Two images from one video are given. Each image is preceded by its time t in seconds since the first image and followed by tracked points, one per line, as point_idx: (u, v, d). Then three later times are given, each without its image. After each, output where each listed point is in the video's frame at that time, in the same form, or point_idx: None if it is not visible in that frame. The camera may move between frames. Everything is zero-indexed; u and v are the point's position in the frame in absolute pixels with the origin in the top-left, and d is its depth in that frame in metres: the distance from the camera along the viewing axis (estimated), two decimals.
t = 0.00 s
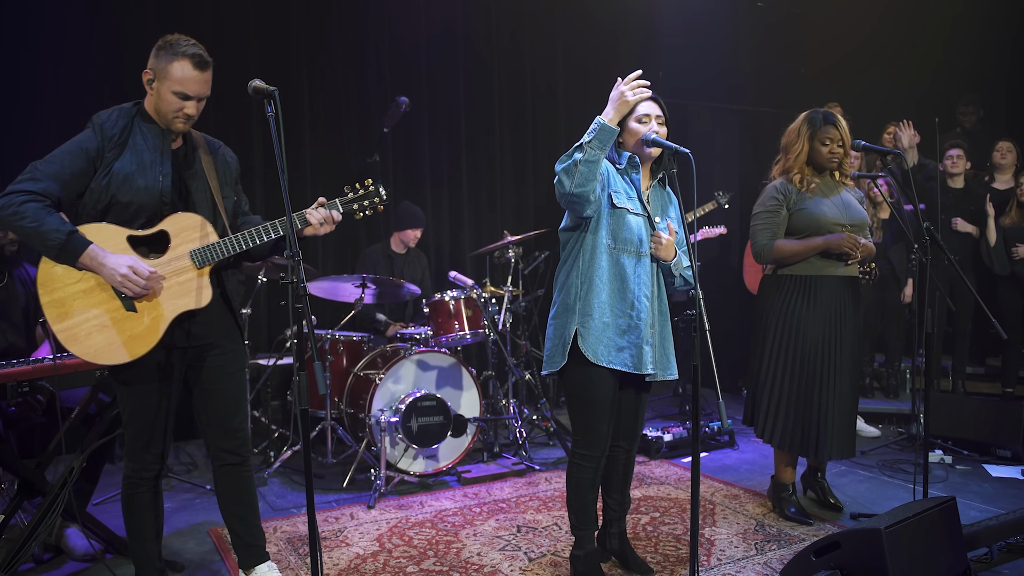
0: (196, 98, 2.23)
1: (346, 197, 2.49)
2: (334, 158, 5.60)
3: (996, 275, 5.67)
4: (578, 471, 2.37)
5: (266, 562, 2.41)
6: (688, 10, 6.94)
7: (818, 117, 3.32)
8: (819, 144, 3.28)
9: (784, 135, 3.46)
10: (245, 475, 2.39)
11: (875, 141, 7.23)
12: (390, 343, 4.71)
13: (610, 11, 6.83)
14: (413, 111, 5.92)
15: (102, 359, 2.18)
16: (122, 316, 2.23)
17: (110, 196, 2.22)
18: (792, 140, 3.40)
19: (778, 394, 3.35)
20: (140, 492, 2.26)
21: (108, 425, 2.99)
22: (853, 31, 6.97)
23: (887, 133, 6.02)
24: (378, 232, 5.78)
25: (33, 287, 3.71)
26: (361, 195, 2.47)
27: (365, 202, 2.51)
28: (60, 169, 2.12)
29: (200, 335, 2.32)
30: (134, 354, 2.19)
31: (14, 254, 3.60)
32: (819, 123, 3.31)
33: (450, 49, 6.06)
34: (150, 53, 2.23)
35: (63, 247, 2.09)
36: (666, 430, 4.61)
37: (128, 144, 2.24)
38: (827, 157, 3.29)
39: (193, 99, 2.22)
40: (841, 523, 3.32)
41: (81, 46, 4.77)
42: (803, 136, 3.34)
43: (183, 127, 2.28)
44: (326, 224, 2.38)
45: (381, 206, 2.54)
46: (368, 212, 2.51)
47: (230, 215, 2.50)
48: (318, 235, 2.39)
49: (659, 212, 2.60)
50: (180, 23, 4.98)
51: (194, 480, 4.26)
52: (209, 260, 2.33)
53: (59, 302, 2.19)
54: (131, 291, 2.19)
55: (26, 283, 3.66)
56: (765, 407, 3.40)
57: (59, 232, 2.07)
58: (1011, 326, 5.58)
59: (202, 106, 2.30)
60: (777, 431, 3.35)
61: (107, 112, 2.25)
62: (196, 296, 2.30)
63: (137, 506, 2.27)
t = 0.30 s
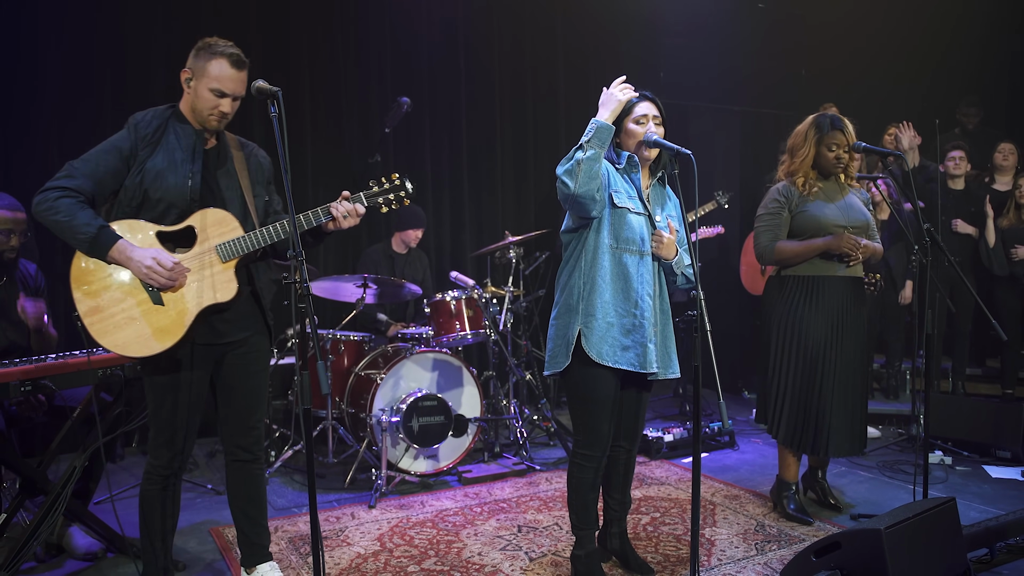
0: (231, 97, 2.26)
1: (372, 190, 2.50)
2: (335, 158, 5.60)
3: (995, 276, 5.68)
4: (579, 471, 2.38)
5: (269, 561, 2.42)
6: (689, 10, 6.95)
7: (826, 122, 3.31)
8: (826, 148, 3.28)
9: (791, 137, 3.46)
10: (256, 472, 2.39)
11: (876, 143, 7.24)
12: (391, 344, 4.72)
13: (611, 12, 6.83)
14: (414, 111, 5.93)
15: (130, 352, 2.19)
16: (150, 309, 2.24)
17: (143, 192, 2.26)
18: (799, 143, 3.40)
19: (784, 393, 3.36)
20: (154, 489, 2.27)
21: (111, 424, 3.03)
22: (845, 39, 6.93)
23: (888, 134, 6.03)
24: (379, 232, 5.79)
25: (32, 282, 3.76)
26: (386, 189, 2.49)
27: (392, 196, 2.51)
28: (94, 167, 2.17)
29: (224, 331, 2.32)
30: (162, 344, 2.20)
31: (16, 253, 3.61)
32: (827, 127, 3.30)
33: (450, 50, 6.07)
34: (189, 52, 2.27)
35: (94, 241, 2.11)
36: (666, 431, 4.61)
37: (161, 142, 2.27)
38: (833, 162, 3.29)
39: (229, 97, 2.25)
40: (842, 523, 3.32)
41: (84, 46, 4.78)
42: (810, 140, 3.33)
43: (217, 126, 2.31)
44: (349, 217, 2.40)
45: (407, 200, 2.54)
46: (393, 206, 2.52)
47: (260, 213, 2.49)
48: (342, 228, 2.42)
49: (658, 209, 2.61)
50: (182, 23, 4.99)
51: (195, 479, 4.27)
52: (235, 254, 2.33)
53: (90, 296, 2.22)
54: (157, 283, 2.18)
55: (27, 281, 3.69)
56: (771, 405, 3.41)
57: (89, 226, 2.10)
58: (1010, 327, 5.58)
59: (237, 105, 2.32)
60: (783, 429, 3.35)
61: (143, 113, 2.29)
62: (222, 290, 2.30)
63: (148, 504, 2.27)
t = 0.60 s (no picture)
0: (256, 108, 2.27)
1: (388, 206, 2.55)
2: (335, 159, 5.61)
3: (993, 278, 5.69)
4: (578, 472, 2.39)
5: (268, 561, 2.42)
6: (689, 11, 6.97)
7: (829, 126, 3.31)
8: (828, 153, 3.30)
9: (793, 138, 3.46)
10: (263, 471, 2.40)
11: (874, 145, 7.25)
12: (391, 345, 4.72)
13: (611, 13, 6.85)
14: (415, 112, 5.94)
15: (145, 351, 2.21)
16: (164, 310, 2.25)
17: (165, 194, 2.27)
18: (801, 146, 3.40)
19: (791, 394, 3.35)
20: (165, 487, 2.28)
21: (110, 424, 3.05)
22: (852, 40, 7.04)
23: (887, 137, 6.05)
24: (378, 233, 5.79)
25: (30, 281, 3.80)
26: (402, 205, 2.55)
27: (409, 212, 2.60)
28: (120, 168, 2.20)
29: (238, 332, 2.32)
30: (173, 345, 2.21)
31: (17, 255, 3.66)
32: (831, 131, 3.30)
33: (450, 51, 6.08)
34: (220, 61, 2.31)
35: (113, 241, 2.13)
36: (665, 432, 4.62)
37: (187, 146, 2.30)
38: (835, 166, 3.31)
39: (253, 108, 2.27)
40: (840, 524, 3.33)
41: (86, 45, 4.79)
42: (812, 143, 3.34)
43: (242, 134, 2.33)
44: (363, 232, 2.44)
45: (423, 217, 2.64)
46: (410, 221, 2.59)
47: (282, 219, 2.49)
48: (356, 243, 2.46)
49: (657, 211, 2.61)
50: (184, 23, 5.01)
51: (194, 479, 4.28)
52: (248, 260, 2.32)
53: (109, 292, 2.23)
54: (168, 289, 2.18)
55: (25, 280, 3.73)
56: (779, 406, 3.40)
57: (110, 227, 2.13)
58: (1007, 329, 5.60)
59: (263, 116, 2.34)
60: (791, 430, 3.35)
61: (171, 116, 2.33)
62: (234, 295, 2.30)
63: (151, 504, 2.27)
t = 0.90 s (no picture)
0: (263, 105, 2.28)
1: (387, 205, 2.51)
2: (334, 159, 5.62)
3: (990, 279, 5.71)
4: (575, 472, 2.39)
5: (266, 562, 2.43)
6: (688, 12, 6.98)
7: (828, 127, 3.31)
8: (827, 154, 3.31)
9: (790, 138, 3.46)
10: (263, 472, 2.40)
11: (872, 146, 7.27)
12: (389, 344, 4.73)
13: (610, 14, 6.86)
14: (414, 112, 5.94)
15: (138, 344, 2.21)
16: (161, 305, 2.25)
17: (171, 190, 2.29)
18: (799, 146, 3.40)
19: (784, 394, 3.36)
20: (166, 487, 2.27)
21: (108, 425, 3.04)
22: (851, 45, 7.01)
23: (885, 138, 6.07)
24: (377, 233, 5.79)
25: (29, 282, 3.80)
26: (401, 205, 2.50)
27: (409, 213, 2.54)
28: (129, 164, 2.23)
29: (241, 332, 2.32)
30: (168, 338, 2.19)
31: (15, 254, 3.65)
32: (829, 132, 3.31)
33: (450, 51, 6.09)
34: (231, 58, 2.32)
35: (115, 234, 2.16)
36: (663, 432, 4.63)
37: (196, 143, 2.31)
38: (833, 168, 3.32)
39: (260, 105, 2.27)
40: (837, 525, 3.34)
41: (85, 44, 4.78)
42: (810, 144, 3.34)
43: (249, 132, 2.34)
44: (358, 232, 2.39)
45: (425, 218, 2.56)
46: (410, 222, 2.53)
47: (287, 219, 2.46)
48: (351, 242, 2.42)
49: (653, 214, 2.63)
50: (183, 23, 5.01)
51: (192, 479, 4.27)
52: (245, 258, 2.30)
53: (109, 285, 2.27)
54: (160, 283, 2.18)
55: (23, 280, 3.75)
56: (772, 406, 3.41)
57: (112, 220, 2.16)
58: (1004, 330, 5.61)
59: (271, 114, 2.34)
60: (785, 430, 3.36)
61: (184, 115, 2.35)
62: (225, 293, 2.26)
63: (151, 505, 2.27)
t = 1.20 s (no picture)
0: (245, 101, 2.27)
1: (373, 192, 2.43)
2: (332, 158, 5.61)
3: (989, 279, 5.71)
4: (573, 472, 2.40)
5: (263, 561, 2.43)
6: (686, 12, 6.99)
7: (817, 126, 3.30)
8: (816, 153, 3.30)
9: (781, 136, 3.44)
10: (260, 471, 2.40)
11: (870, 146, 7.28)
12: (387, 343, 4.73)
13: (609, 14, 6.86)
14: (413, 112, 5.94)
15: (127, 343, 2.20)
16: (149, 302, 2.25)
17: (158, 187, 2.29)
18: (789, 145, 3.38)
19: (766, 391, 3.41)
20: (159, 488, 2.27)
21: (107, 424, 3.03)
22: (851, 45, 7.08)
23: (883, 138, 6.08)
24: (375, 232, 5.78)
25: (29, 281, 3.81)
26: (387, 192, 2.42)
27: (395, 199, 2.45)
28: (114, 163, 2.24)
29: (231, 331, 2.31)
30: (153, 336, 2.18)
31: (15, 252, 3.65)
32: (819, 130, 3.30)
33: (449, 51, 6.09)
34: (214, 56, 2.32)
35: (101, 233, 2.18)
36: (660, 431, 4.63)
37: (181, 142, 2.31)
38: (822, 166, 3.32)
39: (242, 100, 2.26)
40: (834, 524, 3.34)
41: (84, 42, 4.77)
42: (800, 142, 3.33)
43: (235, 129, 2.33)
44: (343, 219, 2.34)
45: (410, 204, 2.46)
46: (395, 210, 2.45)
47: (276, 215, 2.42)
48: (337, 230, 2.36)
49: (651, 214, 2.62)
50: (181, 21, 5.00)
51: (190, 478, 4.27)
52: (231, 250, 2.27)
53: (98, 284, 2.29)
54: (150, 277, 2.19)
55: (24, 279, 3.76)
56: (755, 401, 3.46)
57: (98, 219, 2.18)
58: (1002, 330, 5.63)
59: (255, 110, 2.33)
60: (767, 427, 3.41)
61: (169, 114, 2.35)
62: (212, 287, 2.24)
63: (151, 505, 2.28)
